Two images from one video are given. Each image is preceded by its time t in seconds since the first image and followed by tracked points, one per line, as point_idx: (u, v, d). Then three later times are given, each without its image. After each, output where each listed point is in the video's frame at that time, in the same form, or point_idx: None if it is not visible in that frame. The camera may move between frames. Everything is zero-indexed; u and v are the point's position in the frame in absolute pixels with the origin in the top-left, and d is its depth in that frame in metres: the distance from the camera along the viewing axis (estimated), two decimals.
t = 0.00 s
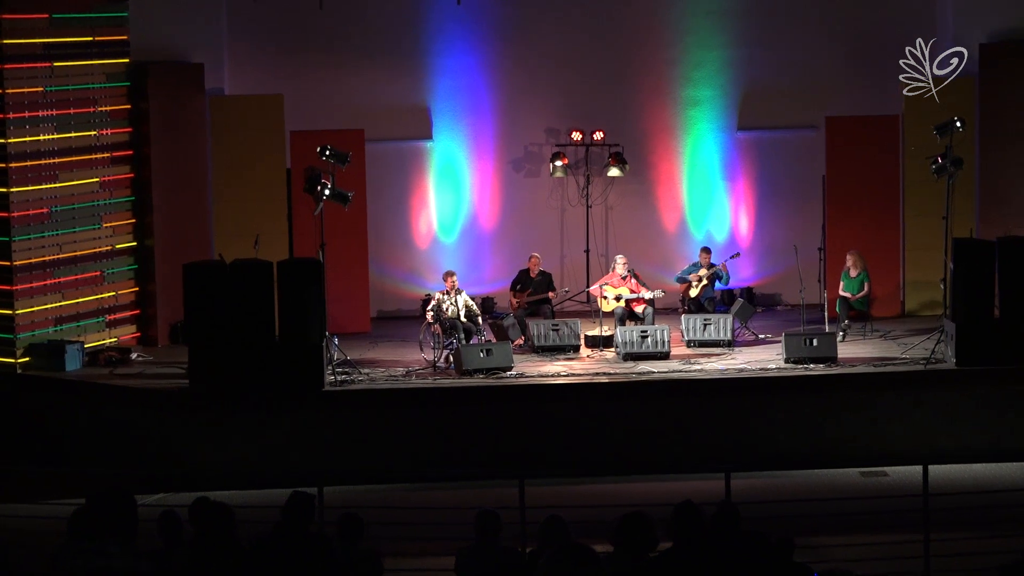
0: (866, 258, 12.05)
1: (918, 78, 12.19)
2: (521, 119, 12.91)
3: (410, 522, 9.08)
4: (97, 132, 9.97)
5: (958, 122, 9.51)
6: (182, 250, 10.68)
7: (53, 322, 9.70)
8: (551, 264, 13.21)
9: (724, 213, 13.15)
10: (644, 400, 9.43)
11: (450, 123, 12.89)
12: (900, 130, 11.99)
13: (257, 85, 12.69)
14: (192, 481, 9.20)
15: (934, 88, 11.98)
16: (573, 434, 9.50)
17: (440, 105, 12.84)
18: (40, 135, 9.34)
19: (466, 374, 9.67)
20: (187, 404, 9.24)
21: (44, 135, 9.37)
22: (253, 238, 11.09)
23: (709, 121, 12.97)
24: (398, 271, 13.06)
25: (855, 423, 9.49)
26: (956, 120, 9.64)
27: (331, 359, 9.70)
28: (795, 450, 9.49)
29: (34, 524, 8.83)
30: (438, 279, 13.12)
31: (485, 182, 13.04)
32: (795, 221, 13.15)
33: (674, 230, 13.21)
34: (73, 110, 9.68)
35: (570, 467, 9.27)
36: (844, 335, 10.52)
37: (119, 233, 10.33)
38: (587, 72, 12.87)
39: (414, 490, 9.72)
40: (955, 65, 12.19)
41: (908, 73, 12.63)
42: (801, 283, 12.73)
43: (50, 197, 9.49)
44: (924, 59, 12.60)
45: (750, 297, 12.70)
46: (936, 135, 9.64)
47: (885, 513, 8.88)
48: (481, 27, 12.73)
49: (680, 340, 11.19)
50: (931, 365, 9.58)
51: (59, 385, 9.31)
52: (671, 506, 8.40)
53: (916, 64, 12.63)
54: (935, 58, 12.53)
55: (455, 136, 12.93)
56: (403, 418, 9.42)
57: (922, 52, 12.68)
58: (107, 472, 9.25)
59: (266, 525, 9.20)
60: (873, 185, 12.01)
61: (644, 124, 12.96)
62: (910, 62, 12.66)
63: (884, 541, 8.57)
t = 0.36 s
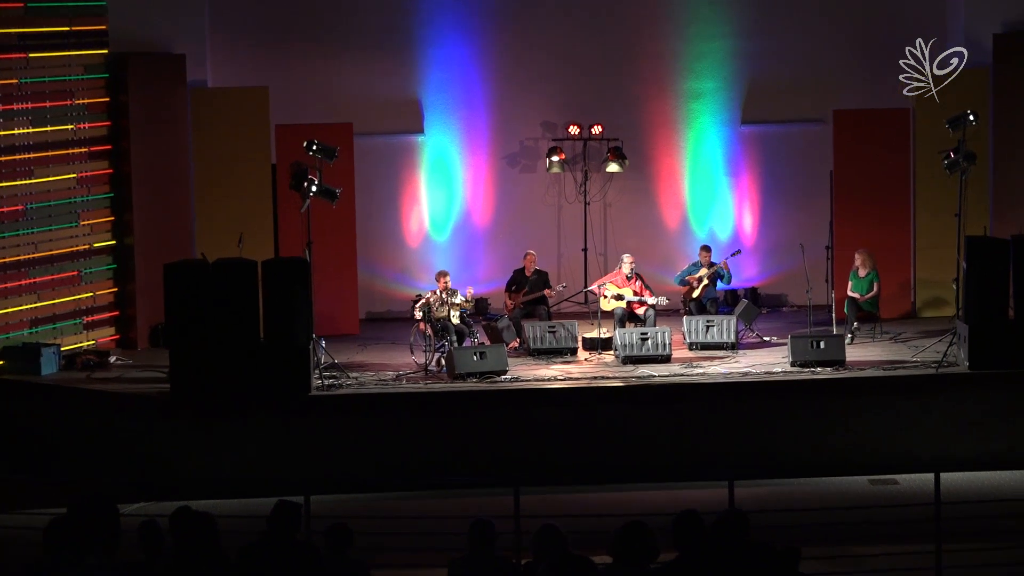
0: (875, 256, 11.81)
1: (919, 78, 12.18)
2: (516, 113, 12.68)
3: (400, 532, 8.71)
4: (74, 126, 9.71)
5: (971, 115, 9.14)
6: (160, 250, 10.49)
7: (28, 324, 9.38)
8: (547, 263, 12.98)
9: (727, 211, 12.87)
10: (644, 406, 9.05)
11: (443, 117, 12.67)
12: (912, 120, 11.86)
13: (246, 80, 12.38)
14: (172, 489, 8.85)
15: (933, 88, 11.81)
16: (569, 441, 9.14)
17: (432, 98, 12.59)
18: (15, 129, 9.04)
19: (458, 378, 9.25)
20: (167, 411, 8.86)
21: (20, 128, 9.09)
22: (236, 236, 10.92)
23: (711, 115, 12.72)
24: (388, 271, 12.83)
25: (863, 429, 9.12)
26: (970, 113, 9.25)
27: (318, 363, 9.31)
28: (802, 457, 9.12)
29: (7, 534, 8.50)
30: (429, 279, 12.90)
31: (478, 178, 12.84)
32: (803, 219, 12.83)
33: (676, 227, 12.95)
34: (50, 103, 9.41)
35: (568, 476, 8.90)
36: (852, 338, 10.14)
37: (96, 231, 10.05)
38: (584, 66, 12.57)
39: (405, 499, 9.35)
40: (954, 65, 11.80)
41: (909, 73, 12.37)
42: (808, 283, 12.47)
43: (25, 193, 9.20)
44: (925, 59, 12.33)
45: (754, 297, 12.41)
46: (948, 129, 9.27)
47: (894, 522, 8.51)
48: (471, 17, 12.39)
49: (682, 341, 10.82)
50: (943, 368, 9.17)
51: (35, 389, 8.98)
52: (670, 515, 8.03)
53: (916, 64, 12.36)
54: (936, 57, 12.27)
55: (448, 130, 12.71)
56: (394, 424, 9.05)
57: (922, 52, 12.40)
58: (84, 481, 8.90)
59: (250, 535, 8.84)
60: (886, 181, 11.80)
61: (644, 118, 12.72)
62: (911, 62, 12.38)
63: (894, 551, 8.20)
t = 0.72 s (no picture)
0: (882, 257, 11.44)
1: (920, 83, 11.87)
2: (507, 106, 12.36)
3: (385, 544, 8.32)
4: (47, 119, 9.51)
5: (982, 109, 8.76)
6: (133, 249, 10.22)
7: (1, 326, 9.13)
8: (541, 263, 12.68)
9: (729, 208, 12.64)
10: (641, 412, 8.66)
11: (431, 110, 12.34)
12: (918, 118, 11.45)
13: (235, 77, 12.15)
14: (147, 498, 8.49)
15: (934, 89, 11.67)
16: (563, 448, 8.76)
17: (420, 90, 12.27)
18: None
19: (447, 383, 8.88)
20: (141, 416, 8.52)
21: None
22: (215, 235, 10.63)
23: (712, 109, 12.46)
24: (375, 271, 12.51)
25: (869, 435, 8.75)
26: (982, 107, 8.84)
27: (301, 367, 8.94)
28: (806, 464, 8.75)
29: None
30: (418, 280, 12.48)
31: (467, 174, 12.50)
32: (806, 218, 12.65)
33: (674, 225, 12.68)
34: (20, 95, 9.18)
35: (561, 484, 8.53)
36: (858, 341, 9.78)
37: (70, 229, 9.81)
38: (578, 59, 12.29)
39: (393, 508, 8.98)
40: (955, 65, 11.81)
41: (908, 73, 12.30)
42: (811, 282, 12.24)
43: None
44: (925, 59, 12.26)
45: (756, 298, 12.11)
46: (958, 123, 8.91)
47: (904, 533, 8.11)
48: (461, 8, 12.15)
49: (680, 344, 10.46)
50: (952, 372, 8.80)
51: (6, 394, 8.66)
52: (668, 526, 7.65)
53: (916, 64, 12.29)
54: (935, 58, 12.21)
55: (436, 126, 12.39)
56: (380, 430, 8.68)
57: (922, 52, 12.32)
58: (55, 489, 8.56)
59: (229, 547, 8.46)
60: (891, 182, 11.44)
61: (642, 112, 12.42)
62: (910, 62, 12.30)
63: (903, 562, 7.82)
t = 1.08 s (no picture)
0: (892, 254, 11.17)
1: (919, 82, 11.61)
2: (502, 98, 12.21)
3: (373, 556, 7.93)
4: (21, 112, 9.29)
5: (997, 101, 8.37)
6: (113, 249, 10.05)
7: None
8: (538, 261, 12.55)
9: (733, 204, 12.47)
10: (642, 417, 8.30)
11: (423, 103, 12.22)
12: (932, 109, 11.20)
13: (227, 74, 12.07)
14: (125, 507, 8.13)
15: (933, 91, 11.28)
16: (560, 455, 8.38)
17: (411, 83, 12.16)
18: None
19: (440, 386, 8.53)
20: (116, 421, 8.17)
21: None
22: (200, 233, 10.46)
23: (715, 102, 12.28)
24: (363, 271, 12.42)
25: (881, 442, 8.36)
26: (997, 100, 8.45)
27: (287, 370, 8.58)
28: (813, 472, 8.35)
29: None
30: (408, 280, 12.41)
31: (460, 171, 12.38)
32: (815, 212, 12.45)
33: (676, 222, 12.51)
34: None
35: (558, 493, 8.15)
36: (868, 342, 9.43)
37: (46, 226, 9.58)
38: (574, 51, 12.16)
39: (383, 519, 8.59)
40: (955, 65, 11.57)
41: (908, 73, 12.08)
42: (819, 282, 12.03)
43: None
44: (924, 60, 12.06)
45: (761, 298, 11.87)
46: (972, 115, 8.54)
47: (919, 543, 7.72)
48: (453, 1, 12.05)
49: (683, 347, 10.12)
50: (967, 375, 8.44)
51: None
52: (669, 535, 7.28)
53: (916, 65, 12.09)
54: (935, 58, 12.00)
55: (428, 121, 12.27)
56: (368, 435, 8.29)
57: (922, 53, 12.12)
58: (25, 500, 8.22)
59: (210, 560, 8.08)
60: (900, 177, 11.16)
61: (642, 106, 12.28)
62: (910, 61, 12.09)
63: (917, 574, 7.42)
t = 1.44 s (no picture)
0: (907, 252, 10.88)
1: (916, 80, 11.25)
2: (499, 90, 11.91)
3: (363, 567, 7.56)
4: None
5: (1016, 92, 8.01)
6: (95, 249, 9.82)
7: None
8: (538, 260, 12.28)
9: (741, 201, 12.23)
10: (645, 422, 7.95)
11: (417, 94, 11.90)
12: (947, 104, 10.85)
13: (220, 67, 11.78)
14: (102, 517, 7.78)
15: (933, 89, 11.05)
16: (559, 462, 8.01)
17: (404, 74, 11.84)
18: None
19: (435, 391, 8.22)
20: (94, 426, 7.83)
21: None
22: (184, 231, 10.11)
23: (723, 95, 12.01)
24: (354, 271, 12.12)
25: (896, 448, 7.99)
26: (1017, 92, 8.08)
27: (275, 374, 8.25)
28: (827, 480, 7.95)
29: None
30: (401, 280, 12.14)
31: (455, 166, 12.08)
32: (828, 209, 12.21)
33: (681, 219, 12.27)
34: None
35: (558, 503, 7.81)
36: (881, 346, 9.09)
37: (22, 223, 9.40)
38: (575, 43, 11.86)
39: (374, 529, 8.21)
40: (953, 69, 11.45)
41: (908, 73, 11.78)
42: (830, 282, 11.79)
43: None
44: (925, 59, 11.74)
45: (770, 300, 11.59)
46: (989, 108, 8.18)
47: (936, 554, 7.34)
48: None
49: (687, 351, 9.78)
50: (983, 380, 8.13)
51: None
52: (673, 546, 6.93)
53: (916, 64, 11.77)
54: (936, 58, 11.67)
55: (423, 114, 11.96)
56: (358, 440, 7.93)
57: (921, 53, 11.82)
58: None
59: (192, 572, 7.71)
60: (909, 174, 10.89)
61: (645, 99, 11.99)
62: (911, 62, 11.78)
63: None
